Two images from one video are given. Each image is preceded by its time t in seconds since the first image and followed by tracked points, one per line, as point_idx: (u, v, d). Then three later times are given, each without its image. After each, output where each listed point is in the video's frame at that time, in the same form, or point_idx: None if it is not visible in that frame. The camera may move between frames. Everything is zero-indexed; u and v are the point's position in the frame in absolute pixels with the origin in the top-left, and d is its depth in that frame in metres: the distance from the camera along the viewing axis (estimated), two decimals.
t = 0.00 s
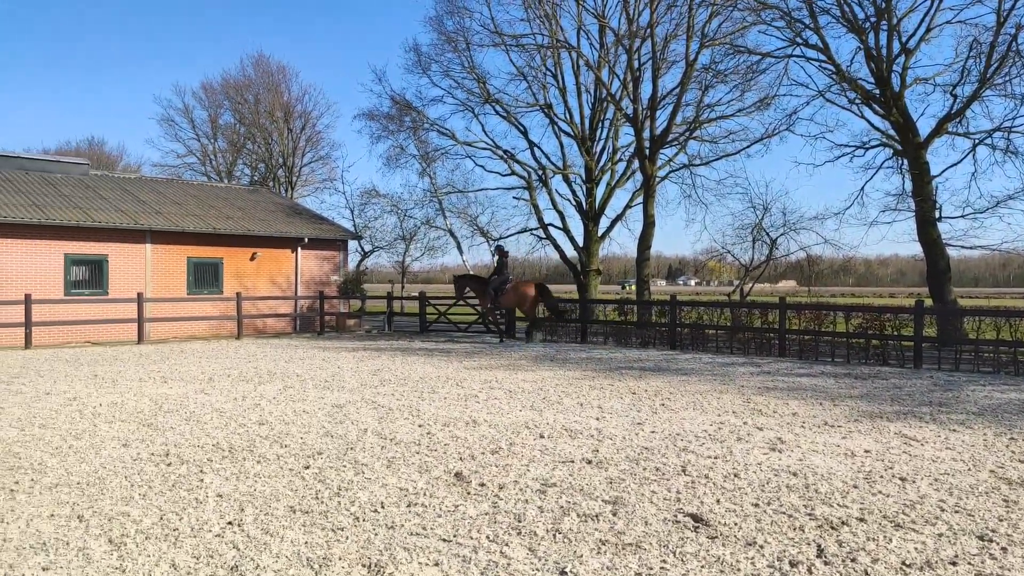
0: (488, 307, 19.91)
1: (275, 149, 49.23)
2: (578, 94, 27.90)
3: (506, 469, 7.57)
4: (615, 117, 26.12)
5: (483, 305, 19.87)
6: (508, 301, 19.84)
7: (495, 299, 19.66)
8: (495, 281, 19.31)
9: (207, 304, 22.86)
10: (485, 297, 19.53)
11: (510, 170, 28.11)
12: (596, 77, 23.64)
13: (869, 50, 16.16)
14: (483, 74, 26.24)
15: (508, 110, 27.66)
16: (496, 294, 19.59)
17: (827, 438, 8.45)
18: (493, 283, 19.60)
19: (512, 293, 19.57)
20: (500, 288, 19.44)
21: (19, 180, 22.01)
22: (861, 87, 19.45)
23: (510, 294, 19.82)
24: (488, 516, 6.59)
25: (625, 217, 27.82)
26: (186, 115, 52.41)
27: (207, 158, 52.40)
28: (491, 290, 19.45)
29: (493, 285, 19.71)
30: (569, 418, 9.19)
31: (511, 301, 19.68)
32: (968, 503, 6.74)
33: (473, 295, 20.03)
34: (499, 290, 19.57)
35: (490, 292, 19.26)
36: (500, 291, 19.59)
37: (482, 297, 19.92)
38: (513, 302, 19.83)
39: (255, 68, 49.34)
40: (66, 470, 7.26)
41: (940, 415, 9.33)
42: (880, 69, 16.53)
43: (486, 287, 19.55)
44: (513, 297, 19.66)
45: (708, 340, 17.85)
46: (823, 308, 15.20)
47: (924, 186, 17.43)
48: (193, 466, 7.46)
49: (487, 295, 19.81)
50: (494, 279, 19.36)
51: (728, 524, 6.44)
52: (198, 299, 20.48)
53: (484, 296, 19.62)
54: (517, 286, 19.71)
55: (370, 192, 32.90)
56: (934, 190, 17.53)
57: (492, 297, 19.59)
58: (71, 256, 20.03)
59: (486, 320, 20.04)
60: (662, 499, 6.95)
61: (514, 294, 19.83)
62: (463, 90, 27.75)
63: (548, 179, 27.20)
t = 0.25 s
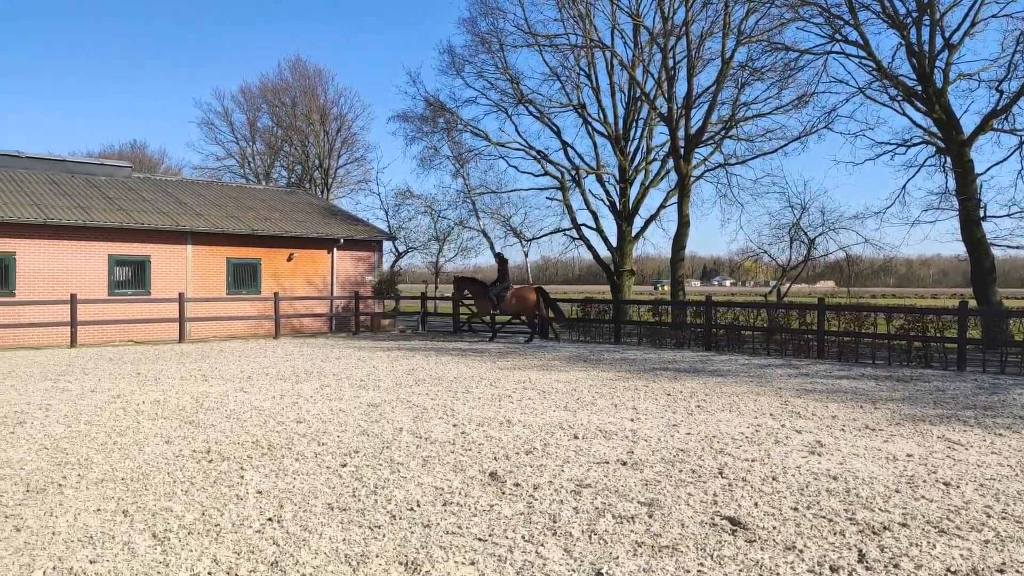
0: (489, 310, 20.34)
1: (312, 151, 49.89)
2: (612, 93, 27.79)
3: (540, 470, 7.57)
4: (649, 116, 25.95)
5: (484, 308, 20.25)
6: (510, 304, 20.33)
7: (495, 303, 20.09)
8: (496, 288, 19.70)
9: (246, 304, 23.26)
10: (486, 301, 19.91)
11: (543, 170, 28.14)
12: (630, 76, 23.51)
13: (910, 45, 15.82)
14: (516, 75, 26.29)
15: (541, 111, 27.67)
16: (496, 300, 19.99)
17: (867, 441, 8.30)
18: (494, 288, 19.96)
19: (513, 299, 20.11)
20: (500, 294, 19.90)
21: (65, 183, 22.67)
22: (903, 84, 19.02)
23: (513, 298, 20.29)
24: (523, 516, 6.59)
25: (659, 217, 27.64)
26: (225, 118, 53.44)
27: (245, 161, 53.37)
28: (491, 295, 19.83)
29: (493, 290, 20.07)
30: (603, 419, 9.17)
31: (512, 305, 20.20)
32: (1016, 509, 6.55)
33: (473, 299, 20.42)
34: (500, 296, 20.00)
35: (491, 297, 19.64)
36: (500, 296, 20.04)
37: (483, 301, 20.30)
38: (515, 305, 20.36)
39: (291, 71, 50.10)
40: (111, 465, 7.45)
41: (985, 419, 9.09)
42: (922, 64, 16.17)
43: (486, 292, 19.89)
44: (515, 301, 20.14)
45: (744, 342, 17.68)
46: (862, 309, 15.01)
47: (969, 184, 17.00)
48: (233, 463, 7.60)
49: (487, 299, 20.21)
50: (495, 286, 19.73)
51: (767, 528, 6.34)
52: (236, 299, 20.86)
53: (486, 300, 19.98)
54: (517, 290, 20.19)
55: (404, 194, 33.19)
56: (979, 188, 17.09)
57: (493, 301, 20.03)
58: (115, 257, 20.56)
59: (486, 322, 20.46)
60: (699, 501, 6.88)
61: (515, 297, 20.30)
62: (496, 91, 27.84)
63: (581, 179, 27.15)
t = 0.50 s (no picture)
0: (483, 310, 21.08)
1: (346, 152, 50.43)
2: (645, 92, 27.64)
3: (573, 470, 7.56)
4: (683, 114, 25.75)
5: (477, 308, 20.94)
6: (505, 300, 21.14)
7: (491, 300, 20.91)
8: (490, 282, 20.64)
9: (281, 302, 23.58)
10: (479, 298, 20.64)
11: (575, 170, 28.10)
12: (663, 74, 23.34)
13: (953, 40, 15.45)
14: (549, 74, 26.29)
15: (573, 110, 27.64)
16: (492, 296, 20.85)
17: (908, 445, 8.13)
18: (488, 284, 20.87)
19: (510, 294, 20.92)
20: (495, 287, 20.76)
21: (106, 183, 23.24)
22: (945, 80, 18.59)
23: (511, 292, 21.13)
24: (556, 517, 6.58)
25: (692, 216, 27.42)
26: (261, 119, 54.32)
27: (281, 161, 54.18)
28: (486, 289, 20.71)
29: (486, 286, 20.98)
30: (636, 420, 9.13)
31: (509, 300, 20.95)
32: None
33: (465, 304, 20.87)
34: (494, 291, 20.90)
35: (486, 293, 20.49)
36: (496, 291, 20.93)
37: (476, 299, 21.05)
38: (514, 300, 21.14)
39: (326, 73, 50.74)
40: (152, 460, 7.61)
41: None
42: (965, 60, 15.78)
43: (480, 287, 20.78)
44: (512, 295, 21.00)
45: (780, 344, 17.45)
46: (903, 311, 14.70)
47: (1014, 182, 16.55)
48: (270, 459, 7.71)
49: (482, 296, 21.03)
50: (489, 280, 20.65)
51: (804, 532, 6.24)
52: (272, 297, 21.18)
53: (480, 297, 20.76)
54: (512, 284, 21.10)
55: (436, 193, 33.40)
56: None
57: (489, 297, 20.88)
58: (155, 256, 21.01)
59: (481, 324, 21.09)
60: (734, 505, 6.80)
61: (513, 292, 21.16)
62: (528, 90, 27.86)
63: (614, 178, 27.05)
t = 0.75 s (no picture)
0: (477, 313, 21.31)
1: (376, 153, 50.89)
2: (675, 91, 27.47)
3: (603, 470, 7.54)
4: (714, 113, 25.53)
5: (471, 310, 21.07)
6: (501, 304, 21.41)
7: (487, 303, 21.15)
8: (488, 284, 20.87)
9: (312, 302, 23.86)
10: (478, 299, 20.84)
11: (604, 169, 28.02)
12: (693, 72, 23.17)
13: (992, 34, 15.11)
14: (578, 73, 26.27)
15: (603, 109, 27.56)
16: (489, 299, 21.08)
17: (946, 449, 7.96)
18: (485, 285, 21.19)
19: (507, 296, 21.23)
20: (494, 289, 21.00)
21: (142, 184, 23.74)
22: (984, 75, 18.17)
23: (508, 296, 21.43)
24: (586, 517, 6.56)
25: (723, 216, 27.16)
26: (293, 122, 55.12)
27: (313, 163, 54.89)
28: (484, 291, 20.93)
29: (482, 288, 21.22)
30: (667, 421, 9.08)
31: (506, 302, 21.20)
32: None
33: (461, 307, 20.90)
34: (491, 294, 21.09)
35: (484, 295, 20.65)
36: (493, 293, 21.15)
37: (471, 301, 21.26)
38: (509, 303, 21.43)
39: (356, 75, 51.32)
40: (188, 456, 7.75)
41: None
42: (1005, 55, 15.42)
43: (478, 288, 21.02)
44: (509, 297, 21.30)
45: (814, 345, 17.19)
46: (940, 311, 14.41)
47: None
48: (302, 456, 7.80)
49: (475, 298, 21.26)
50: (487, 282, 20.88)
51: (839, 536, 6.13)
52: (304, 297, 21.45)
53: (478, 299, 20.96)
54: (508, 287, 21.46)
55: (465, 193, 33.54)
56: None
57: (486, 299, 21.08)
58: (190, 255, 21.40)
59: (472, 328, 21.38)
60: (768, 507, 6.71)
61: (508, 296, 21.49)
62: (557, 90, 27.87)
63: (643, 178, 26.91)
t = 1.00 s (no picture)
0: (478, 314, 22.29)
1: (409, 151, 51.26)
2: (710, 85, 27.16)
3: (637, 468, 7.50)
4: (749, 107, 25.18)
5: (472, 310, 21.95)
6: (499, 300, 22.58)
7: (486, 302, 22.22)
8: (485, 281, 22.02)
9: (347, 300, 24.14)
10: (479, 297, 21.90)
11: (638, 165, 27.84)
12: (728, 66, 22.87)
13: None
14: (610, 69, 26.14)
15: (636, 105, 27.39)
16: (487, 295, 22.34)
17: (992, 448, 7.75)
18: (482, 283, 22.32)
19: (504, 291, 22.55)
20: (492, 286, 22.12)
21: (182, 185, 24.25)
22: None
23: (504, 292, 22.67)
24: (621, 515, 6.53)
25: (759, 211, 26.78)
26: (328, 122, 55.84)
27: (346, 162, 55.50)
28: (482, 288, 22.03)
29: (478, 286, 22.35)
30: (702, 419, 9.00)
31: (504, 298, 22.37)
32: None
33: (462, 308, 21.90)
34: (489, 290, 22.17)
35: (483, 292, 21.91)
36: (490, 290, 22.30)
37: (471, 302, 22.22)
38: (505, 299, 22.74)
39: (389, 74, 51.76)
40: (228, 451, 7.90)
41: None
42: None
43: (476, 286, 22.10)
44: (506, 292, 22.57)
45: (853, 342, 16.87)
46: (985, 307, 14.04)
47: None
48: (339, 452, 7.90)
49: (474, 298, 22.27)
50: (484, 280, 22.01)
51: (880, 537, 6.01)
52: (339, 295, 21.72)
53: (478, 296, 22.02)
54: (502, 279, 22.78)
55: (497, 191, 33.61)
56: None
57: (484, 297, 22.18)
58: (229, 254, 21.82)
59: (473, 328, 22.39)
60: (806, 507, 6.60)
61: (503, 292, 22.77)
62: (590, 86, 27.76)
63: (677, 173, 26.67)
